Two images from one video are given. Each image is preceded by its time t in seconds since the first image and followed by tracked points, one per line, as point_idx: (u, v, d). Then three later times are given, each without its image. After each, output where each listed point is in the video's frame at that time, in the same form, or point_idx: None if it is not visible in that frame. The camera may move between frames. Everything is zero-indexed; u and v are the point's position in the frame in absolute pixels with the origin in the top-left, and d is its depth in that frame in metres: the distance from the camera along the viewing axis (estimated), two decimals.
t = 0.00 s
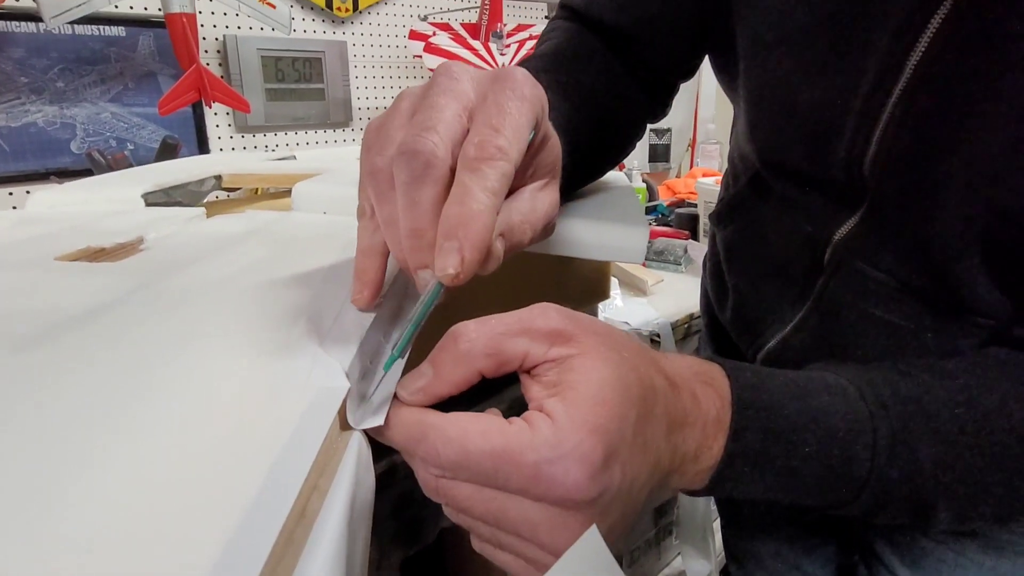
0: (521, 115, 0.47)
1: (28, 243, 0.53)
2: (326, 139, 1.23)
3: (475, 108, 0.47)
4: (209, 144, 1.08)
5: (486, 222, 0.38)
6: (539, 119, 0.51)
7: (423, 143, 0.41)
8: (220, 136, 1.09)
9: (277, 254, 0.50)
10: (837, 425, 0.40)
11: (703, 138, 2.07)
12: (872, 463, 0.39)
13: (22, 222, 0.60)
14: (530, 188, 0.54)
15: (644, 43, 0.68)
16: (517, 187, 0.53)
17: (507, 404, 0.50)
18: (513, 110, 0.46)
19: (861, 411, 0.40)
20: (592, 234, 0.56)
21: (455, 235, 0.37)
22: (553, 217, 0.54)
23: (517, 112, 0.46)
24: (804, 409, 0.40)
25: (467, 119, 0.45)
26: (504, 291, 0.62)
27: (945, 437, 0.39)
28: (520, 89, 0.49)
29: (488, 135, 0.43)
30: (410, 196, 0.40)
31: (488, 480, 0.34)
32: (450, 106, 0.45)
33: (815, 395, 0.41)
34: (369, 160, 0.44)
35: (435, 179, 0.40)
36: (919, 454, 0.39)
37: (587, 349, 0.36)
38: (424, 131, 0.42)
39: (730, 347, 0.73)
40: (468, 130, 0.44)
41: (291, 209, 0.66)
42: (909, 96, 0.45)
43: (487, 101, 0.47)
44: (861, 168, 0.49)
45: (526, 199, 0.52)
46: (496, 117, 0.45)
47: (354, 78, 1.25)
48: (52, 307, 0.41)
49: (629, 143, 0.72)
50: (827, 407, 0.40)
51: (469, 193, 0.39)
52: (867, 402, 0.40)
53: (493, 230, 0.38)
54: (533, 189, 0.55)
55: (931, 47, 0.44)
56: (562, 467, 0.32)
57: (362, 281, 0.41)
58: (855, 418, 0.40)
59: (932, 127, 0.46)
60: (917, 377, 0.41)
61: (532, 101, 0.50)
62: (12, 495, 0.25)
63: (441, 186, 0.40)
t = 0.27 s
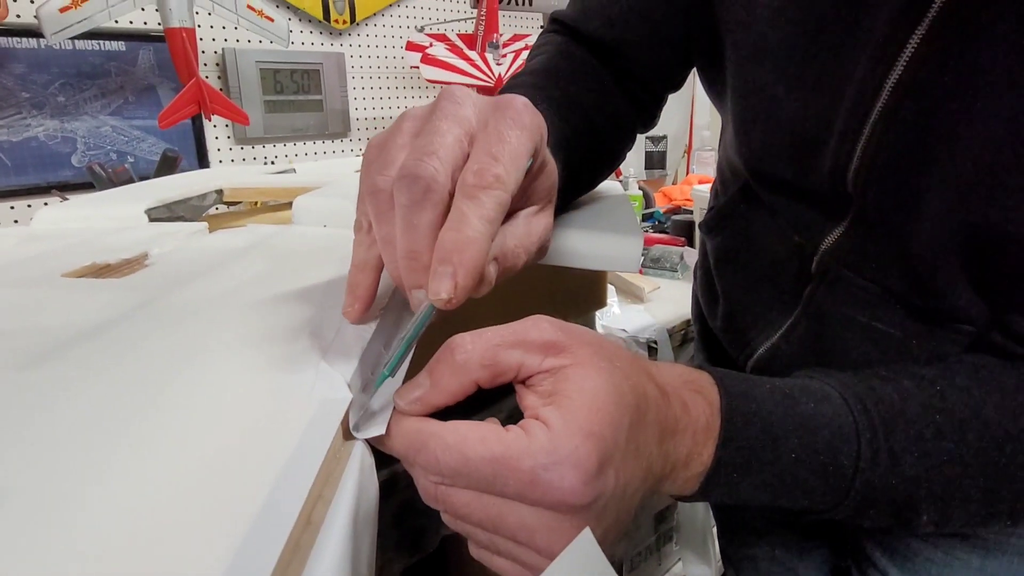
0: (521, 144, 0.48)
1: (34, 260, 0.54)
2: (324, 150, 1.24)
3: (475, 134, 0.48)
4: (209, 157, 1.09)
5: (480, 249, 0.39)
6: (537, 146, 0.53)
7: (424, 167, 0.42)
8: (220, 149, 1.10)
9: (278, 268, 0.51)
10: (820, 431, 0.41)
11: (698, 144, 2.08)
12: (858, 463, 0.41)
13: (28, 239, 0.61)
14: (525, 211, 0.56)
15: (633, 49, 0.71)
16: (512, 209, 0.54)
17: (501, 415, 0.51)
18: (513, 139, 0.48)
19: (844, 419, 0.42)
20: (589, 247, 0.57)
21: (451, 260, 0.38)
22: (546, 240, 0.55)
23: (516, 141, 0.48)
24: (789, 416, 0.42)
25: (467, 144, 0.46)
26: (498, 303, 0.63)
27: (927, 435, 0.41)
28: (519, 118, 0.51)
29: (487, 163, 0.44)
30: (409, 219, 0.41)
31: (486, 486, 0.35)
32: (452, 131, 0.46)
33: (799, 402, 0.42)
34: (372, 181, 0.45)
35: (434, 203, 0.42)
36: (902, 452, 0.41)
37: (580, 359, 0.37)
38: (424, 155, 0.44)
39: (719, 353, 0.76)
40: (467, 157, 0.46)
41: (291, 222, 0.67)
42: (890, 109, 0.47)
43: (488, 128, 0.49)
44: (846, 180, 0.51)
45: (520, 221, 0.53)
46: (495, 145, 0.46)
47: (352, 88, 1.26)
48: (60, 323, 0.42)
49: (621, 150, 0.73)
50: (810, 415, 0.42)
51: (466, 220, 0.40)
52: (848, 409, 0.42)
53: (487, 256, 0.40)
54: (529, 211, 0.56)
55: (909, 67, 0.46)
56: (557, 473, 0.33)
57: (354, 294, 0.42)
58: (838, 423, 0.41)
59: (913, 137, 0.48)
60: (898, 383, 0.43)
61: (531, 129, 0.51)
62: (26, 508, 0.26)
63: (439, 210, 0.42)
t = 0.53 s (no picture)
0: (523, 166, 0.48)
1: (36, 270, 0.54)
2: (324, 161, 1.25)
3: (477, 155, 0.49)
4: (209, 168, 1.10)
5: (482, 272, 0.40)
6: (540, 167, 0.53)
7: (426, 191, 0.43)
8: (220, 159, 1.11)
9: (280, 279, 0.51)
10: (818, 439, 0.41)
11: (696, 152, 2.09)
12: (854, 472, 0.41)
13: (30, 250, 0.61)
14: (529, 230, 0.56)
15: (630, 60, 0.71)
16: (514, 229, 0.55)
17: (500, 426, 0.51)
18: (515, 161, 0.48)
19: (839, 426, 0.42)
20: (588, 258, 0.58)
21: (452, 284, 0.38)
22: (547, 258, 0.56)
23: (518, 164, 0.48)
24: (785, 423, 0.42)
25: (469, 167, 0.47)
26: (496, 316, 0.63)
27: (921, 442, 0.41)
28: (522, 140, 0.51)
29: (489, 187, 0.45)
30: (411, 241, 0.42)
31: (486, 497, 0.35)
32: (454, 154, 0.47)
33: (795, 410, 0.43)
34: (375, 202, 0.46)
35: (436, 226, 0.42)
36: (898, 460, 0.41)
37: (575, 372, 0.38)
38: (427, 178, 0.44)
39: (717, 361, 0.76)
40: (469, 180, 0.46)
41: (292, 233, 0.68)
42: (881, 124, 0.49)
43: (490, 151, 0.49)
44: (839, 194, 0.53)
45: (521, 241, 0.54)
46: (497, 167, 0.47)
47: (351, 99, 1.27)
48: (64, 334, 0.42)
49: (619, 160, 0.74)
50: (807, 422, 0.42)
51: (468, 243, 0.41)
52: (844, 417, 0.42)
53: (488, 280, 0.40)
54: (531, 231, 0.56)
55: (898, 86, 0.48)
56: (557, 484, 0.33)
57: (353, 312, 0.42)
58: (835, 430, 0.42)
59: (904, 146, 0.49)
60: (893, 391, 0.44)
61: (534, 151, 0.51)
62: (29, 520, 0.26)
63: (442, 233, 0.42)
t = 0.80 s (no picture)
0: (524, 182, 0.49)
1: (37, 280, 0.54)
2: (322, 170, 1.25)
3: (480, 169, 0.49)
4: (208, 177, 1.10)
5: (482, 285, 0.40)
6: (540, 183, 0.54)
7: (428, 203, 0.44)
8: (218, 167, 1.11)
9: (280, 288, 0.52)
10: (812, 445, 0.42)
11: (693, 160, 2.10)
12: (847, 480, 0.41)
13: (31, 260, 0.61)
14: (528, 244, 0.57)
15: (627, 71, 0.72)
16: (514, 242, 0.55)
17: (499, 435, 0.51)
18: (516, 177, 0.48)
19: (834, 432, 0.42)
20: (586, 266, 0.58)
21: (453, 297, 0.38)
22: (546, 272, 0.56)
23: (519, 179, 0.48)
24: (780, 430, 0.42)
25: (470, 181, 0.48)
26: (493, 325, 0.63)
27: (914, 449, 0.42)
28: (524, 156, 0.52)
29: (490, 201, 0.45)
30: (413, 253, 0.42)
31: (484, 505, 0.35)
32: (456, 168, 0.47)
33: (789, 417, 0.43)
34: (377, 215, 0.46)
35: (438, 239, 0.43)
36: (890, 468, 0.41)
37: (571, 380, 0.38)
38: (429, 191, 0.45)
39: (713, 369, 0.77)
40: (471, 193, 0.47)
41: (291, 241, 0.68)
42: (875, 135, 0.49)
43: (492, 165, 0.50)
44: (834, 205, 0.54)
45: (521, 255, 0.54)
46: (498, 182, 0.47)
47: (349, 107, 1.28)
48: (65, 344, 0.42)
49: (616, 169, 0.74)
50: (801, 429, 0.42)
51: (468, 257, 0.41)
52: (838, 423, 0.43)
53: (488, 294, 0.40)
54: (530, 244, 0.57)
55: (889, 100, 0.48)
56: (556, 490, 0.34)
57: (354, 324, 0.42)
58: (830, 436, 0.42)
59: (896, 155, 0.49)
60: (887, 399, 0.44)
61: (534, 167, 0.52)
62: (29, 531, 0.26)
63: (443, 246, 0.43)
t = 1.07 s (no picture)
0: (526, 195, 0.49)
1: (34, 287, 0.54)
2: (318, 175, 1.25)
3: (481, 180, 0.49)
4: (205, 183, 1.10)
5: (480, 298, 0.40)
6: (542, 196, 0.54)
7: (429, 213, 0.44)
8: (215, 173, 1.11)
9: (277, 295, 0.52)
10: (807, 450, 0.42)
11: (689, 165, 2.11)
12: (843, 487, 0.41)
13: (27, 267, 0.61)
14: (526, 253, 0.57)
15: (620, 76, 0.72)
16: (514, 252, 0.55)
17: (496, 441, 0.51)
18: (518, 190, 0.48)
19: (830, 438, 0.42)
20: (585, 270, 0.58)
21: (450, 309, 0.38)
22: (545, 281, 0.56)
23: (521, 193, 0.49)
24: (775, 434, 0.42)
25: (472, 191, 0.48)
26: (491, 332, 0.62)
27: (909, 455, 0.42)
28: (526, 168, 0.52)
29: (491, 214, 0.45)
30: (412, 263, 0.42)
31: (482, 510, 0.35)
32: (458, 178, 0.47)
33: (787, 422, 0.43)
34: (378, 223, 0.46)
35: (437, 249, 0.42)
36: (885, 473, 0.41)
37: (566, 385, 0.38)
38: (430, 202, 0.45)
39: (709, 375, 0.77)
40: (471, 204, 0.47)
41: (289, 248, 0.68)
42: (867, 143, 0.50)
43: (494, 176, 0.50)
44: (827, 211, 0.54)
45: (521, 265, 0.54)
46: (499, 195, 0.47)
47: (346, 113, 1.28)
48: (61, 351, 0.42)
49: (610, 171, 0.74)
50: (797, 434, 0.42)
51: (467, 269, 0.41)
52: (834, 428, 0.43)
53: (486, 307, 0.40)
54: (528, 254, 0.57)
55: (882, 110, 0.49)
56: (555, 496, 0.33)
57: (352, 332, 0.43)
58: (827, 441, 0.42)
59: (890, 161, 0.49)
60: (883, 405, 0.44)
61: (536, 179, 0.52)
62: (22, 542, 0.26)
63: (442, 256, 0.43)
